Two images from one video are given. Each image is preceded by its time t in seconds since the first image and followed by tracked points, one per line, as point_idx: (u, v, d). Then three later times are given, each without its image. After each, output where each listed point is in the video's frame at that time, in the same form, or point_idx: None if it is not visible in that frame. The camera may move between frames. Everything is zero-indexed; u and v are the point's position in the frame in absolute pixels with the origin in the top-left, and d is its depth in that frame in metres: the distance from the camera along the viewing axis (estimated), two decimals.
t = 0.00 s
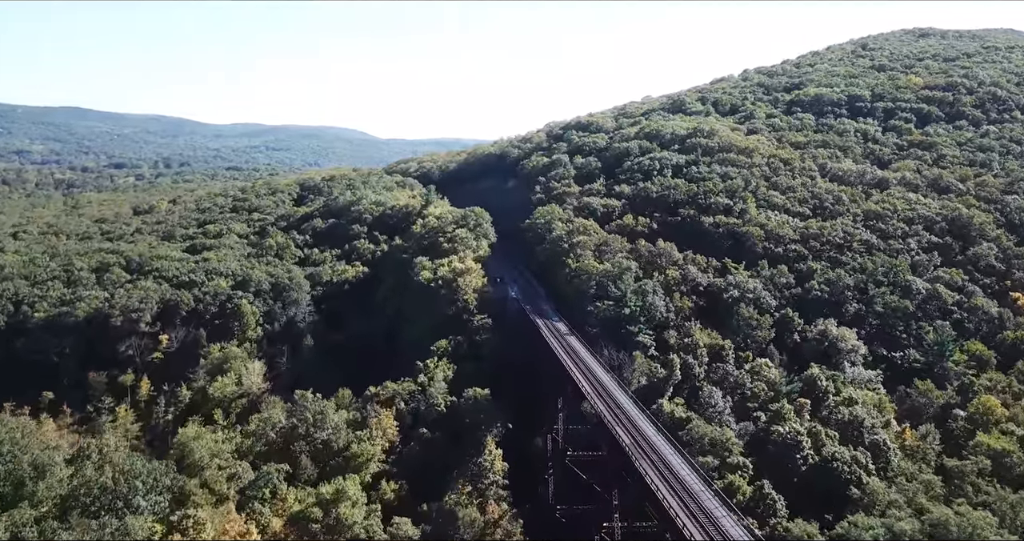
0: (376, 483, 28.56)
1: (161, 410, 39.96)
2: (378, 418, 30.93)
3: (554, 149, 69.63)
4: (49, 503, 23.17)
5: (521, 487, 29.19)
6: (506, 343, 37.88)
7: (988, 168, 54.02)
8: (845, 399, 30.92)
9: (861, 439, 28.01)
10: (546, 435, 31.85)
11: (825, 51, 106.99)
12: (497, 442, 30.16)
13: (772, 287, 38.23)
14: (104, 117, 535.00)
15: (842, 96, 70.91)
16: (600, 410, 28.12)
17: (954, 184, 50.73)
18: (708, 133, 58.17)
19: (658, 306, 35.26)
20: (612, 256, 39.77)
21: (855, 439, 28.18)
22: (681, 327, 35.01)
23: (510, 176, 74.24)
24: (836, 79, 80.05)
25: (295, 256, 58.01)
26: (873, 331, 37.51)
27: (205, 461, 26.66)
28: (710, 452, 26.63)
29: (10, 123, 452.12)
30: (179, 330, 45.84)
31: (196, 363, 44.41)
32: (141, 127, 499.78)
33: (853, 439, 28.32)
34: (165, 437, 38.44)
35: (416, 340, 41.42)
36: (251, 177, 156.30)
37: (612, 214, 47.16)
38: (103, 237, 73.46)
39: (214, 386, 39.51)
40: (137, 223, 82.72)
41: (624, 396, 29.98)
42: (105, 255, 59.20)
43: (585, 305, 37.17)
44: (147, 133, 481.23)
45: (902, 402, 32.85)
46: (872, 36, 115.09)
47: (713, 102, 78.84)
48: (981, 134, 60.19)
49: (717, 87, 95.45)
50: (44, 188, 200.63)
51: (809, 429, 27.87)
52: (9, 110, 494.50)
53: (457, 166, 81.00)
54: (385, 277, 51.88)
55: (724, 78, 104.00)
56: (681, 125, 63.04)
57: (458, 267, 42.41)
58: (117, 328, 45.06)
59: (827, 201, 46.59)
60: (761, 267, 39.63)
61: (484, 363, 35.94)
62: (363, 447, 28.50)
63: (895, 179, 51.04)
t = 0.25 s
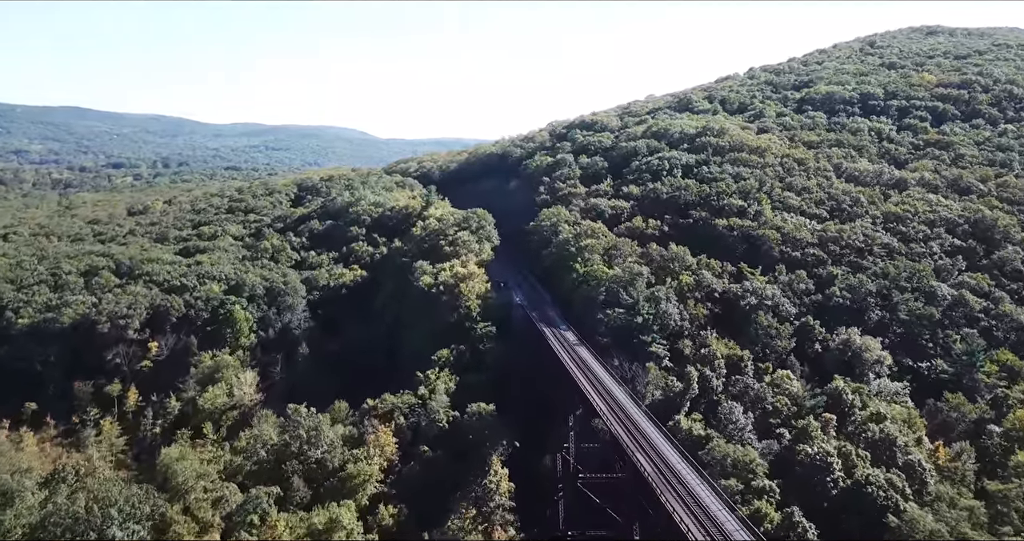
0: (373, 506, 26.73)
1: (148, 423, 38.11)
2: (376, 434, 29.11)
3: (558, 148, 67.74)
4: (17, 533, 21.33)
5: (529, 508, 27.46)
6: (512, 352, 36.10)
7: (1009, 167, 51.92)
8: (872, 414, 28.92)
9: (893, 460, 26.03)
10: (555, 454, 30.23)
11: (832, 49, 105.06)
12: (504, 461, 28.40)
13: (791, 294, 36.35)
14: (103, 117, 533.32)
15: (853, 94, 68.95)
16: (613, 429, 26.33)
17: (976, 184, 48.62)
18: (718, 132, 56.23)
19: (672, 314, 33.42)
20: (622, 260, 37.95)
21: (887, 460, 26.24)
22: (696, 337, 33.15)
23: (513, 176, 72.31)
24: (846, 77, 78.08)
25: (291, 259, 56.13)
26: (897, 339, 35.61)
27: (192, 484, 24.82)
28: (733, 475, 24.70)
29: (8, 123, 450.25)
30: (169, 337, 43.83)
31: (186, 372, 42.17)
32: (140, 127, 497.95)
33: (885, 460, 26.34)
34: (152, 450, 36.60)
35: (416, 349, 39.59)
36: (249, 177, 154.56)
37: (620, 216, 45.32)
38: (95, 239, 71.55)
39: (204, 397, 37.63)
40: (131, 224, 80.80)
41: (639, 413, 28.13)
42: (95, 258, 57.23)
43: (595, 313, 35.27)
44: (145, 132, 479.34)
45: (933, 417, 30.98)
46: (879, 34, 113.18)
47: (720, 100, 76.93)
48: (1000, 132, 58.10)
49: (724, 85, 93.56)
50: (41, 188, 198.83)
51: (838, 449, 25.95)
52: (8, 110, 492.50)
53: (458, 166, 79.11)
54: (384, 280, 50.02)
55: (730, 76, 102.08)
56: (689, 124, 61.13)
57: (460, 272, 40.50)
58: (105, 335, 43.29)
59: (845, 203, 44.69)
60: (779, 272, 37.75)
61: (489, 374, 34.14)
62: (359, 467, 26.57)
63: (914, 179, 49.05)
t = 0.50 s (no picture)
0: (369, 531, 24.90)
1: (134, 436, 36.30)
2: (373, 452, 27.26)
3: (562, 148, 65.83)
4: None
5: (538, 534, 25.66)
6: (518, 364, 34.22)
7: None
8: (903, 431, 26.86)
9: (930, 484, 24.10)
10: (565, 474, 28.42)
11: (839, 47, 103.14)
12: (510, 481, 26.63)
13: (811, 301, 34.46)
14: (102, 117, 531.44)
15: (865, 92, 67.06)
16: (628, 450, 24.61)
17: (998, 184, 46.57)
18: (729, 131, 54.36)
19: (687, 323, 31.55)
20: (633, 265, 36.10)
21: (924, 483, 24.30)
22: (712, 347, 31.27)
23: (515, 176, 70.42)
24: (856, 75, 76.15)
25: (286, 263, 54.27)
26: (922, 348, 33.53)
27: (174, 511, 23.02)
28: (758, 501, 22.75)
29: (6, 122, 448.21)
30: (158, 344, 42.08)
31: (175, 381, 40.61)
32: (138, 127, 495.90)
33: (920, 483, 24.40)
34: (137, 465, 34.80)
35: (416, 358, 37.74)
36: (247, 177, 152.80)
37: (629, 218, 43.48)
38: (86, 241, 69.71)
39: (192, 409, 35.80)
40: (123, 226, 78.85)
41: (654, 430, 26.29)
42: (83, 260, 55.36)
43: (606, 322, 33.49)
44: (144, 132, 477.37)
45: (965, 433, 28.89)
46: (886, 32, 111.29)
47: (727, 99, 75.04)
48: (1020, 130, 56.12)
49: (729, 83, 91.65)
50: (37, 188, 197.05)
51: (871, 471, 24.04)
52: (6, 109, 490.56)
53: (459, 165, 77.26)
54: (383, 285, 48.14)
55: (736, 74, 100.21)
56: (697, 123, 59.27)
57: (462, 277, 38.61)
58: (90, 342, 41.50)
59: (863, 205, 42.82)
60: (797, 278, 35.93)
61: (493, 386, 32.28)
62: (355, 490, 24.62)
63: (933, 180, 47.12)
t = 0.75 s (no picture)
0: None
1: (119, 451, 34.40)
2: (371, 474, 25.45)
3: (566, 147, 63.91)
4: None
5: None
6: (524, 376, 32.40)
7: None
8: (938, 451, 24.84)
9: (974, 511, 22.14)
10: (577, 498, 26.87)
11: (847, 45, 101.22)
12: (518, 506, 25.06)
13: (834, 309, 32.55)
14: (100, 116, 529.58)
15: (877, 90, 65.14)
16: (635, 459, 23.58)
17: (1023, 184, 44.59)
18: (740, 130, 52.46)
19: (704, 333, 29.67)
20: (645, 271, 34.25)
21: (966, 510, 22.37)
22: (731, 359, 29.37)
23: (517, 176, 68.49)
24: (867, 73, 74.20)
25: (282, 266, 52.36)
26: (952, 360, 31.30)
27: None
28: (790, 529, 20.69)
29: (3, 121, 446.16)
30: (145, 353, 40.16)
31: (163, 392, 38.67)
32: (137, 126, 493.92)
33: (962, 509, 22.49)
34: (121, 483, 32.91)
35: (416, 369, 35.81)
36: (245, 177, 150.91)
37: (639, 221, 41.66)
38: (77, 244, 67.79)
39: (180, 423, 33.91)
40: (116, 227, 76.92)
41: (671, 449, 24.52)
42: (71, 263, 53.40)
43: (617, 332, 31.70)
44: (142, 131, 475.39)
45: (1002, 453, 26.85)
46: (894, 30, 109.38)
47: (735, 97, 73.14)
48: None
49: (736, 81, 89.74)
50: (33, 187, 195.15)
51: (909, 498, 22.14)
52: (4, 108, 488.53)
53: (460, 166, 75.39)
54: (381, 288, 46.20)
55: (742, 72, 98.26)
56: (707, 121, 57.36)
57: (464, 283, 36.70)
58: (74, 350, 39.60)
59: (884, 206, 40.87)
60: (818, 285, 34.09)
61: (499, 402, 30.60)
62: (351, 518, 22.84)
63: (955, 180, 45.17)
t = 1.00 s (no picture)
0: None
1: (101, 468, 32.46)
2: (367, 498, 23.47)
3: (570, 147, 61.99)
4: None
5: None
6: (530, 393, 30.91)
7: None
8: (978, 473, 22.77)
9: None
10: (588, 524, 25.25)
11: (854, 43, 99.36)
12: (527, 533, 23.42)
13: (859, 318, 30.69)
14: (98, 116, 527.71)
15: (890, 88, 63.24)
16: (650, 479, 22.00)
17: None
18: (752, 128, 50.58)
19: (723, 345, 27.81)
20: (658, 279, 32.41)
21: None
22: (752, 373, 27.47)
23: (519, 177, 66.61)
24: (878, 71, 72.29)
25: (277, 271, 50.48)
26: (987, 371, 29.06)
27: None
28: None
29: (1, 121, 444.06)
30: (132, 363, 38.23)
31: (150, 405, 36.71)
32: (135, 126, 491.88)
33: None
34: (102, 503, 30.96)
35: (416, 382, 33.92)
36: (243, 177, 149.03)
37: (649, 224, 39.85)
38: (67, 246, 65.83)
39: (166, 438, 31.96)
40: (108, 229, 75.01)
41: (692, 473, 22.63)
42: (57, 267, 51.43)
43: (630, 344, 29.90)
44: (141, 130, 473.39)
45: None
46: (901, 28, 107.57)
47: (742, 95, 71.26)
48: None
49: (742, 80, 87.86)
50: (29, 187, 193.14)
51: (955, 529, 20.20)
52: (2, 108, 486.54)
53: (461, 166, 73.56)
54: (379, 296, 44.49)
55: (748, 71, 96.49)
56: (716, 120, 55.49)
57: (467, 290, 34.86)
58: (57, 361, 37.65)
59: (906, 209, 38.95)
60: (842, 293, 32.26)
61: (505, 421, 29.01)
62: None
63: (978, 180, 43.18)
